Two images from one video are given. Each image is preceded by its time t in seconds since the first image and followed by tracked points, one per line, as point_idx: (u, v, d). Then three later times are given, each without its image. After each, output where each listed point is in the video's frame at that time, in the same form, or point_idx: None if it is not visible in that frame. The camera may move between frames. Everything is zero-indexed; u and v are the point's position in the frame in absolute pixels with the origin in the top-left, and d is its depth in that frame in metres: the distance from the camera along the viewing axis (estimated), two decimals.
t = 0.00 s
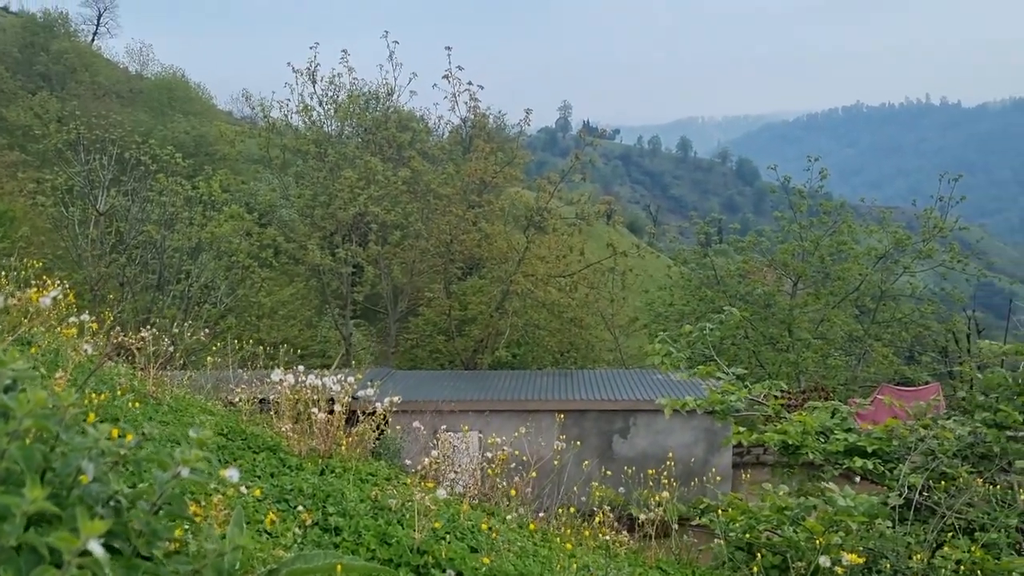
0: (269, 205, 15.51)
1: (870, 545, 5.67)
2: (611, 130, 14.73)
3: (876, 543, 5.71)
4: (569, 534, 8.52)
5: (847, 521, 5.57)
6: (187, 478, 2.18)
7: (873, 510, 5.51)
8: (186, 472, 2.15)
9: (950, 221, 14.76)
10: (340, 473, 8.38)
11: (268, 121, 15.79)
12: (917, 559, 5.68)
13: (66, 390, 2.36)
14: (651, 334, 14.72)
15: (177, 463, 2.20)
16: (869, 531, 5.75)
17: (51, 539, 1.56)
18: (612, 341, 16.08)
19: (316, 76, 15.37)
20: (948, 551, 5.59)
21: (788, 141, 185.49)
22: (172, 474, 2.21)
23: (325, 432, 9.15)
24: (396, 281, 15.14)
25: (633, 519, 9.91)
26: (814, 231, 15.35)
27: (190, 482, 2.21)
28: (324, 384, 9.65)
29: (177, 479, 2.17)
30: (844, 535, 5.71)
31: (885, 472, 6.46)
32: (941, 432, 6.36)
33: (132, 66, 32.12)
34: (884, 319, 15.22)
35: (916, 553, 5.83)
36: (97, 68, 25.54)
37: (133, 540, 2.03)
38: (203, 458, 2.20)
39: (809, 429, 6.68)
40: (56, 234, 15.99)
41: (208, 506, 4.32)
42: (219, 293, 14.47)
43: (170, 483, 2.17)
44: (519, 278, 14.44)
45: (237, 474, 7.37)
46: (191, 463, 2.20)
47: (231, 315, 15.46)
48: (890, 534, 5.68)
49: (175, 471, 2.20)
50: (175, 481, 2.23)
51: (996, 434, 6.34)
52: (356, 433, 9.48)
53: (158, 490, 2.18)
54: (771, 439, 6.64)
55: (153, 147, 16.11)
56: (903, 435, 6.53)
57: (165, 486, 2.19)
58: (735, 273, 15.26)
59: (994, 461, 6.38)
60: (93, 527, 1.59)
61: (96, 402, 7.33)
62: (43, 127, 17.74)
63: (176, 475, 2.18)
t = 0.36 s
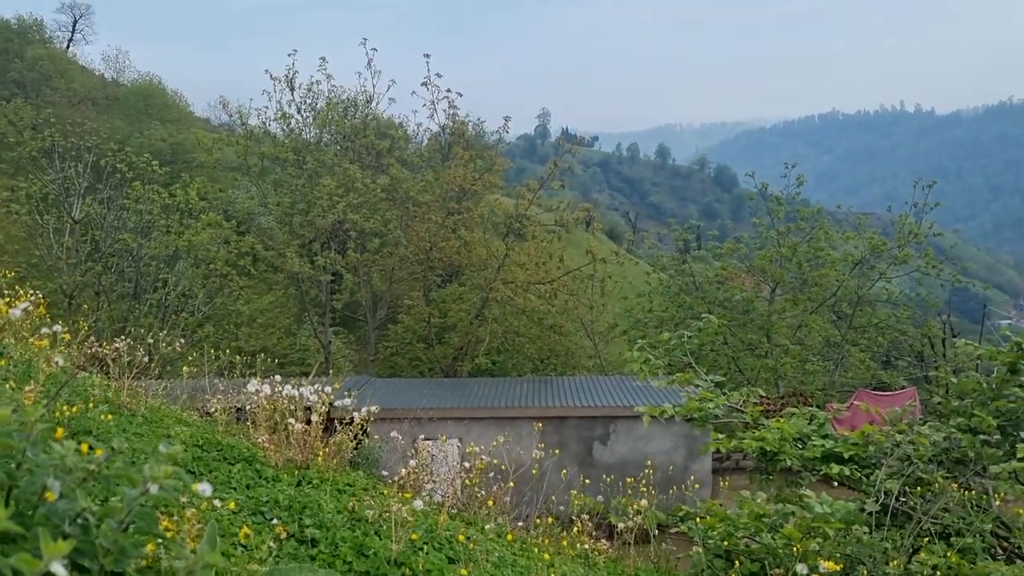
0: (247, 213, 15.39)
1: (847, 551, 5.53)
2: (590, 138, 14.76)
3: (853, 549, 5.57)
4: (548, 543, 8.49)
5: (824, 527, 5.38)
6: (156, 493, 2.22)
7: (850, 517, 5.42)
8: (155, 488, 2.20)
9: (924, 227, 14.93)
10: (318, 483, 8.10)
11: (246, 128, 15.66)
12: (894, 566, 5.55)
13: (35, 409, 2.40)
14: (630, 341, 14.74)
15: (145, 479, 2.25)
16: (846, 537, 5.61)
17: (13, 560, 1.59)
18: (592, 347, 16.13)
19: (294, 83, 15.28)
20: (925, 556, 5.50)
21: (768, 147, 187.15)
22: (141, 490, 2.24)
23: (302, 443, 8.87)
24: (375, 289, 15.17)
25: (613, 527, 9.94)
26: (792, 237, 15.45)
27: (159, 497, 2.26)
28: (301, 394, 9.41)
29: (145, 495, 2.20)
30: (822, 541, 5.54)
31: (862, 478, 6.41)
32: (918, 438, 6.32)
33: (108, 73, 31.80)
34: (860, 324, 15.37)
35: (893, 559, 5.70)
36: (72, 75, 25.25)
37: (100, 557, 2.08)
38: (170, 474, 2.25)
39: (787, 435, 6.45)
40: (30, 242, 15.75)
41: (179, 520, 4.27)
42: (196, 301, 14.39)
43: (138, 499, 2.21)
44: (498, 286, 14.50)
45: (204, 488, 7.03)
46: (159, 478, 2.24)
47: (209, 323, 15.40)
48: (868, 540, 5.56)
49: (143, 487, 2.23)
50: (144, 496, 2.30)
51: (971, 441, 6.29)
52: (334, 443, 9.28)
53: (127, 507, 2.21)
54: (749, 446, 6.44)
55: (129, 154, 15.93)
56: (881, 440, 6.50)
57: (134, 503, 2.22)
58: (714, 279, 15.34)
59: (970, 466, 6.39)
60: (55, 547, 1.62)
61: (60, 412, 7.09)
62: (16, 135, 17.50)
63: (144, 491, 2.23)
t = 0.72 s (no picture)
0: (229, 221, 15.29)
1: (830, 559, 5.46)
2: (572, 146, 14.80)
3: (835, 556, 5.50)
4: (530, 553, 8.45)
5: (805, 536, 5.31)
6: (131, 512, 2.15)
7: (832, 525, 5.30)
8: (129, 506, 2.09)
9: (904, 234, 15.03)
10: (298, 495, 7.99)
11: (228, 136, 15.59)
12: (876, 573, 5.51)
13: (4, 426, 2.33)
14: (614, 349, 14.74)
15: (120, 497, 2.17)
16: (828, 544, 5.55)
17: None
18: (575, 354, 16.14)
19: (276, 91, 15.22)
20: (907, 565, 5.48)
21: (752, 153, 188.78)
22: (115, 509, 2.17)
23: (284, 454, 8.69)
24: (358, 297, 15.14)
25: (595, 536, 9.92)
26: (774, 244, 15.51)
27: (133, 515, 2.18)
28: (280, 405, 9.10)
29: (119, 514, 2.13)
30: (804, 550, 5.40)
31: (842, 485, 6.42)
32: (898, 445, 6.34)
33: (88, 80, 31.57)
34: (842, 330, 15.49)
35: (874, 567, 5.71)
36: (53, 82, 25.09)
37: None
38: (146, 491, 2.17)
39: (768, 443, 6.52)
40: (9, 251, 15.57)
41: (155, 537, 4.25)
42: (178, 310, 14.34)
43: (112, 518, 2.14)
44: (482, 293, 14.40)
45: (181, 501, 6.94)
46: (133, 496, 2.17)
47: (191, 331, 15.27)
48: (850, 547, 5.50)
49: (117, 505, 2.16)
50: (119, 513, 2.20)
51: (951, 446, 6.34)
52: (315, 455, 9.16)
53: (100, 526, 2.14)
54: (733, 454, 6.47)
55: (109, 162, 15.80)
56: (861, 448, 6.46)
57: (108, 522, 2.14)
58: (697, 286, 15.38)
59: (950, 473, 6.40)
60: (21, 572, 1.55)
61: (33, 426, 6.97)
62: None
63: (118, 509, 2.15)
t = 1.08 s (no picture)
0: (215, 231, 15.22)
1: (814, 570, 5.25)
2: (558, 157, 14.85)
3: (819, 567, 5.29)
4: (516, 566, 8.41)
5: (790, 549, 5.24)
6: (108, 533, 2.03)
7: (816, 536, 5.21)
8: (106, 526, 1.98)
9: (888, 244, 15.12)
10: (283, 510, 7.90)
11: (213, 147, 15.55)
12: None
13: None
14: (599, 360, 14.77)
15: (97, 517, 2.05)
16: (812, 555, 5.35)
17: None
18: (562, 365, 16.15)
19: (262, 102, 15.19)
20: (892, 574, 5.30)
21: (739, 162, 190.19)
22: (91, 530, 2.05)
23: (268, 468, 8.54)
24: (345, 307, 15.17)
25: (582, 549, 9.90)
26: (759, 254, 15.60)
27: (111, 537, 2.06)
28: (266, 419, 8.91)
29: (95, 535, 2.01)
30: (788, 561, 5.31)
31: (827, 496, 6.40)
32: (881, 456, 6.27)
33: (73, 90, 31.45)
34: (827, 339, 15.59)
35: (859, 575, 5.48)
36: (36, 91, 24.97)
37: None
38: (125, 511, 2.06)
39: (753, 453, 6.42)
40: None
41: (135, 555, 4.20)
42: (163, 321, 14.16)
43: (88, 540, 2.01)
44: (468, 304, 14.37)
45: (160, 516, 6.76)
46: (112, 516, 2.05)
47: (175, 342, 15.16)
48: (835, 558, 5.27)
49: (94, 526, 2.04)
50: (95, 536, 2.07)
51: (934, 456, 6.33)
52: (300, 468, 9.01)
53: (76, 548, 2.00)
54: (716, 465, 6.36)
55: (94, 172, 15.71)
56: (845, 458, 6.45)
57: (84, 544, 2.01)
58: (683, 296, 15.40)
59: (934, 484, 6.37)
60: None
61: (11, 443, 6.86)
62: None
63: (95, 531, 2.03)
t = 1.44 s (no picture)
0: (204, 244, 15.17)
1: None
2: (547, 171, 14.88)
3: None
4: None
5: (778, 566, 5.02)
6: (85, 562, 2.27)
7: (805, 554, 5.12)
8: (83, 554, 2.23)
9: (876, 257, 15.19)
10: (269, 529, 7.81)
11: (202, 160, 15.52)
12: None
13: None
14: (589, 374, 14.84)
15: (76, 546, 2.30)
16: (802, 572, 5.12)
17: None
18: (552, 378, 16.15)
19: (251, 115, 15.20)
20: None
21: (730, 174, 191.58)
22: (69, 560, 2.29)
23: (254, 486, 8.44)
24: (334, 321, 15.19)
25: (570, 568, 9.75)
26: (748, 267, 15.64)
27: (88, 567, 2.31)
28: (252, 437, 8.81)
29: (73, 564, 2.26)
30: None
31: (816, 512, 6.31)
32: (869, 472, 6.26)
33: (60, 104, 31.42)
34: (816, 352, 15.63)
35: None
36: (24, 105, 24.98)
37: None
38: (102, 542, 2.30)
39: (742, 469, 6.31)
40: None
41: None
42: (151, 335, 14.05)
43: (66, 569, 2.25)
44: (457, 317, 14.31)
45: (144, 536, 6.69)
46: (89, 545, 2.30)
47: (163, 357, 15.08)
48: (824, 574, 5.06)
49: (71, 556, 2.28)
50: (72, 565, 2.32)
51: (922, 471, 6.31)
52: (286, 486, 8.91)
53: None
54: (705, 481, 6.26)
55: (82, 186, 15.67)
56: (833, 474, 6.41)
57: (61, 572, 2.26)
58: (672, 310, 15.44)
59: (921, 499, 6.38)
60: None
61: None
62: None
63: (73, 561, 2.27)
